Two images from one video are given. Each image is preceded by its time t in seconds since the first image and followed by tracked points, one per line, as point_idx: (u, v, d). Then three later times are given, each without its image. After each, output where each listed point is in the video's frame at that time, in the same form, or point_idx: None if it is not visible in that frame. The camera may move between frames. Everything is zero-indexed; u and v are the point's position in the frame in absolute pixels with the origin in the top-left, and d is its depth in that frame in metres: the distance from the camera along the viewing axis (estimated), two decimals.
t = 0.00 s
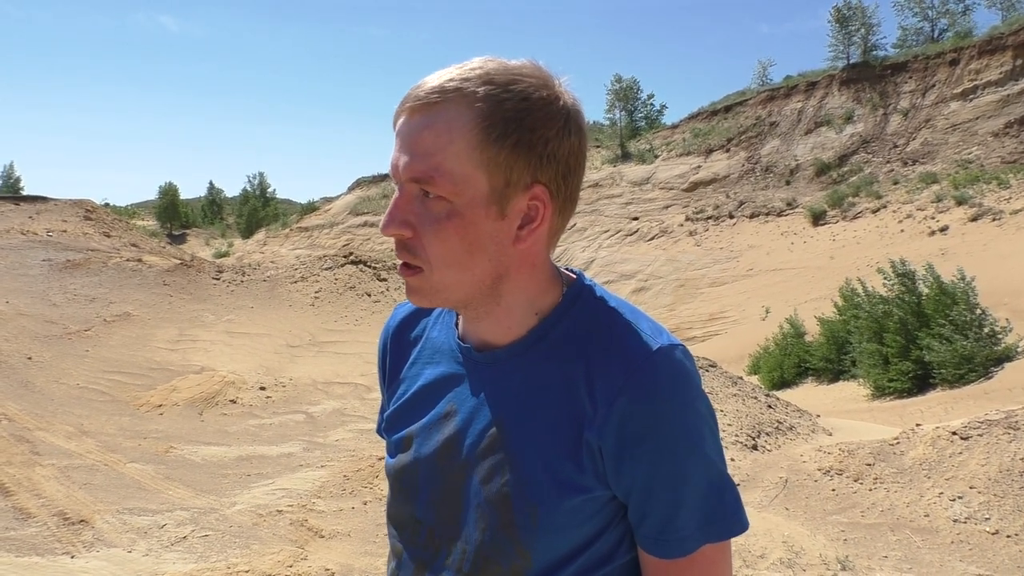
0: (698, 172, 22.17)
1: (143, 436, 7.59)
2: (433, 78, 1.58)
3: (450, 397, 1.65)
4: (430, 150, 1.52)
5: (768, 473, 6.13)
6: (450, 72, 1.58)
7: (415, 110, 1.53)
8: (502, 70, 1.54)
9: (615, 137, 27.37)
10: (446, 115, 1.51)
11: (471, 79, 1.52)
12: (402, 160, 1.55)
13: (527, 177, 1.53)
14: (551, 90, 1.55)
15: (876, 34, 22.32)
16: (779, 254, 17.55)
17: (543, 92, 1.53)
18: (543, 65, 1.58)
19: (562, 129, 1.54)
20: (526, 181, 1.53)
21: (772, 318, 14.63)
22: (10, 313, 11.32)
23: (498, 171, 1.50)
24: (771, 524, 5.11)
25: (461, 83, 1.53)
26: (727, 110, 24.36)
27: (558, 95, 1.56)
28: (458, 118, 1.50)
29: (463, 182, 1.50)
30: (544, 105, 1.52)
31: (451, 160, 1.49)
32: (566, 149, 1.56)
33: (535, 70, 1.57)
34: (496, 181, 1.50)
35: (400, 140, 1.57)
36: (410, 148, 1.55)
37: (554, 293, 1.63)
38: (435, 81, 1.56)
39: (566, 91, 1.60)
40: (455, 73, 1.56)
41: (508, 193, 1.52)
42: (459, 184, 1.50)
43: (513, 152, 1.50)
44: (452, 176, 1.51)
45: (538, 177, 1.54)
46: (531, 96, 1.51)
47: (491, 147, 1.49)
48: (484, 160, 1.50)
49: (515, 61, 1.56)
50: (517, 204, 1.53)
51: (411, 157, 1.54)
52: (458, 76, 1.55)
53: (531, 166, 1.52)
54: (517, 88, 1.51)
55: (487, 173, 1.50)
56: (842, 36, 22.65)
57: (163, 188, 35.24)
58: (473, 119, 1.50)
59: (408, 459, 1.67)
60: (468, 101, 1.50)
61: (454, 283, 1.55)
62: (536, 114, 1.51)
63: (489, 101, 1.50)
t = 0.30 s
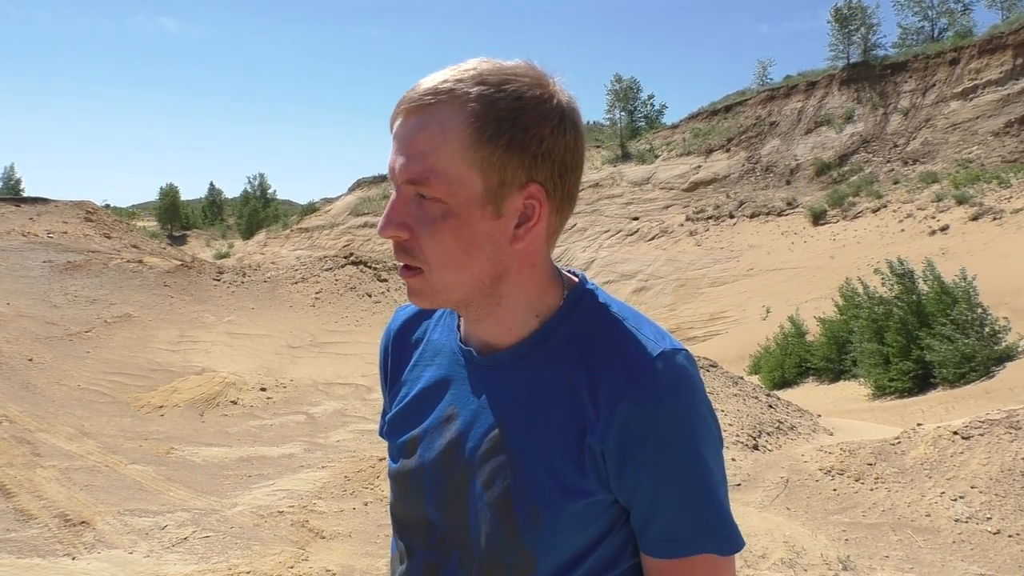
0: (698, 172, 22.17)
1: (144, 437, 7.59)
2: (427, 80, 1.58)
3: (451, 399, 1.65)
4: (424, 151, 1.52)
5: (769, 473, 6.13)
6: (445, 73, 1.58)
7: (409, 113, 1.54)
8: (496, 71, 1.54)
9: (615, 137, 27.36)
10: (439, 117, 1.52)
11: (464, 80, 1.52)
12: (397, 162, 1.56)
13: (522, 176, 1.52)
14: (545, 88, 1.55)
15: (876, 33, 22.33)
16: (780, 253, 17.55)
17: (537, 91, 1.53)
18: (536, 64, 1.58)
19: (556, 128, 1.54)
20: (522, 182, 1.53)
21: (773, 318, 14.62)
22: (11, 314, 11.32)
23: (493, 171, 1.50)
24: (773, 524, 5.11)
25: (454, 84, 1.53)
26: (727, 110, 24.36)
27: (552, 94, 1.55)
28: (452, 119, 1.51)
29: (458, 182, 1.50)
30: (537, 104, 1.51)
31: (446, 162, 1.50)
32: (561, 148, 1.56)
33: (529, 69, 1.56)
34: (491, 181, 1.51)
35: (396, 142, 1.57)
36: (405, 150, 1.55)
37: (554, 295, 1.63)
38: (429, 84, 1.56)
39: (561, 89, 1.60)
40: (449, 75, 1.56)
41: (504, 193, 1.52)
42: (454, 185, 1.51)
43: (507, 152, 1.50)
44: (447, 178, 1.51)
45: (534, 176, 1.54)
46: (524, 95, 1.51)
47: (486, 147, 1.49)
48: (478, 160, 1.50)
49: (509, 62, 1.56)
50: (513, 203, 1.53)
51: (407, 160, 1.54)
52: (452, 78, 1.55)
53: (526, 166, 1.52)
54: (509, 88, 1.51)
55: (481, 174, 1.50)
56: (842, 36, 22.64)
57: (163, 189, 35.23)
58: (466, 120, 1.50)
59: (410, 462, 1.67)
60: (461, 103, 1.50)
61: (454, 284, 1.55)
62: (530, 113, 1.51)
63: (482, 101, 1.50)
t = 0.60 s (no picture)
0: (699, 171, 22.15)
1: (144, 436, 7.60)
2: (413, 81, 1.59)
3: (449, 397, 1.65)
4: (413, 152, 1.53)
5: (768, 472, 6.13)
6: (431, 74, 1.58)
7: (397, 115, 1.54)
8: (481, 69, 1.55)
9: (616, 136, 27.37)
10: (426, 118, 1.53)
11: (450, 79, 1.52)
12: (388, 165, 1.57)
13: (512, 171, 1.52)
14: (531, 82, 1.55)
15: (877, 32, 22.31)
16: (780, 253, 17.54)
17: (523, 86, 1.53)
18: (520, 60, 1.58)
19: (543, 120, 1.54)
20: (514, 177, 1.53)
21: (773, 318, 14.62)
22: (12, 313, 11.33)
23: (483, 168, 1.50)
24: (772, 523, 5.11)
25: (440, 84, 1.54)
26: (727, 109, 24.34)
27: (540, 88, 1.56)
28: (438, 119, 1.51)
29: (449, 181, 1.51)
30: (521, 98, 1.51)
31: (436, 162, 1.50)
32: (550, 141, 1.56)
33: (513, 65, 1.57)
34: (481, 177, 1.51)
35: (385, 145, 1.57)
36: (396, 152, 1.55)
37: (552, 292, 1.63)
38: (416, 85, 1.57)
39: (547, 82, 1.60)
40: (435, 75, 1.57)
41: (496, 189, 1.52)
42: (445, 183, 1.51)
43: (495, 148, 1.50)
44: (437, 177, 1.51)
45: (526, 172, 1.54)
46: (507, 90, 1.51)
47: (474, 145, 1.50)
48: (467, 157, 1.50)
49: (494, 59, 1.57)
50: (506, 198, 1.53)
51: (397, 163, 1.55)
52: (439, 78, 1.56)
53: (517, 161, 1.52)
54: (495, 85, 1.52)
55: (471, 170, 1.50)
56: (843, 35, 22.62)
57: (164, 188, 35.25)
58: (452, 120, 1.50)
59: (410, 461, 1.67)
60: (448, 101, 1.50)
61: (451, 283, 1.55)
62: (517, 109, 1.51)
63: (469, 99, 1.50)
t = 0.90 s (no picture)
0: (701, 170, 22.13)
1: (146, 437, 7.60)
2: (411, 83, 1.59)
3: (449, 397, 1.65)
4: (411, 153, 1.53)
5: (770, 472, 6.13)
6: (428, 76, 1.58)
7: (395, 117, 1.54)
8: (478, 69, 1.55)
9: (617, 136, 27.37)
10: (423, 120, 1.53)
11: (447, 80, 1.53)
12: (386, 166, 1.57)
13: (511, 169, 1.52)
14: (527, 81, 1.55)
15: (878, 32, 22.30)
16: (782, 252, 17.52)
17: (520, 85, 1.53)
18: (517, 59, 1.58)
19: (540, 119, 1.54)
20: (513, 176, 1.52)
21: (775, 317, 14.61)
22: (14, 314, 11.34)
23: (481, 167, 1.50)
24: (773, 523, 5.10)
25: (437, 85, 1.54)
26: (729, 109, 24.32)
27: (537, 87, 1.56)
28: (436, 120, 1.51)
29: (448, 181, 1.51)
30: (517, 97, 1.51)
31: (433, 162, 1.50)
32: (547, 139, 1.55)
33: (509, 65, 1.57)
34: (479, 176, 1.50)
35: (383, 147, 1.57)
36: (394, 154, 1.56)
37: (552, 291, 1.62)
38: (413, 87, 1.57)
39: (543, 81, 1.60)
40: (432, 77, 1.57)
41: (495, 188, 1.52)
42: (444, 184, 1.51)
43: (492, 147, 1.50)
44: (435, 177, 1.51)
45: (525, 170, 1.54)
46: (504, 89, 1.51)
47: (472, 144, 1.49)
48: (465, 157, 1.50)
49: (491, 60, 1.57)
50: (504, 197, 1.53)
51: (395, 164, 1.55)
52: (436, 79, 1.56)
53: (515, 159, 1.52)
54: (492, 85, 1.51)
55: (470, 170, 1.50)
56: (844, 34, 22.60)
57: (165, 189, 35.29)
58: (450, 120, 1.50)
59: (411, 461, 1.68)
60: (445, 103, 1.50)
61: (451, 283, 1.55)
62: (515, 108, 1.51)
63: (465, 100, 1.51)
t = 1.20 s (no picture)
0: (703, 170, 22.11)
1: (149, 439, 7.62)
2: (417, 81, 1.59)
3: (453, 397, 1.65)
4: (418, 151, 1.53)
5: (773, 471, 6.12)
6: (435, 74, 1.58)
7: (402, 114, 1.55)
8: (485, 68, 1.55)
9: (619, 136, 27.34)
10: (430, 117, 1.53)
11: (453, 78, 1.53)
12: (392, 164, 1.57)
13: (516, 168, 1.52)
14: (533, 81, 1.55)
15: (880, 31, 22.26)
16: (784, 252, 17.49)
17: (527, 85, 1.53)
18: (523, 59, 1.58)
19: (546, 118, 1.54)
20: (518, 175, 1.53)
21: (778, 317, 14.59)
22: (17, 317, 11.37)
23: (487, 165, 1.50)
24: (777, 523, 5.10)
25: (445, 84, 1.54)
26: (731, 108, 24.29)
27: (542, 87, 1.56)
28: (443, 118, 1.52)
29: (454, 179, 1.51)
30: (523, 97, 1.51)
31: (439, 160, 1.50)
32: (553, 139, 1.55)
33: (515, 64, 1.57)
34: (485, 175, 1.51)
35: (389, 144, 1.57)
36: (401, 151, 1.56)
37: (555, 290, 1.63)
38: (420, 85, 1.57)
39: (548, 81, 1.60)
40: (439, 75, 1.57)
41: (500, 187, 1.52)
42: (450, 182, 1.51)
43: (498, 146, 1.50)
44: (442, 174, 1.51)
45: (529, 169, 1.54)
46: (511, 88, 1.51)
47: (478, 142, 1.50)
48: (471, 155, 1.50)
49: (496, 59, 1.58)
50: (509, 196, 1.53)
51: (401, 162, 1.55)
52: (443, 77, 1.56)
53: (520, 158, 1.52)
54: (499, 84, 1.52)
55: (476, 168, 1.50)
56: (846, 33, 22.57)
57: (168, 191, 35.36)
58: (456, 119, 1.50)
59: (414, 460, 1.68)
60: (451, 101, 1.51)
61: (456, 282, 1.55)
62: (521, 106, 1.51)
63: (472, 98, 1.51)
